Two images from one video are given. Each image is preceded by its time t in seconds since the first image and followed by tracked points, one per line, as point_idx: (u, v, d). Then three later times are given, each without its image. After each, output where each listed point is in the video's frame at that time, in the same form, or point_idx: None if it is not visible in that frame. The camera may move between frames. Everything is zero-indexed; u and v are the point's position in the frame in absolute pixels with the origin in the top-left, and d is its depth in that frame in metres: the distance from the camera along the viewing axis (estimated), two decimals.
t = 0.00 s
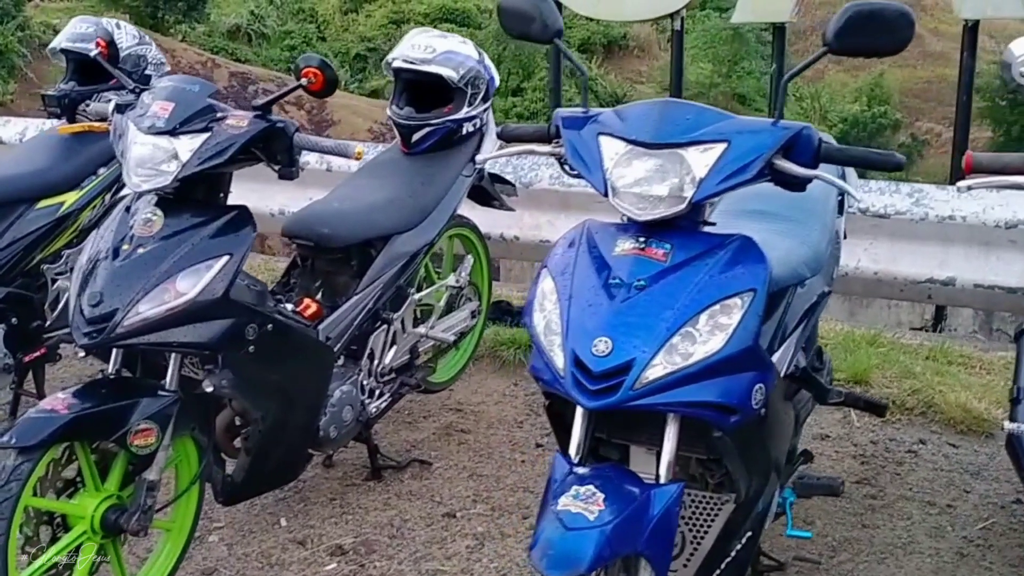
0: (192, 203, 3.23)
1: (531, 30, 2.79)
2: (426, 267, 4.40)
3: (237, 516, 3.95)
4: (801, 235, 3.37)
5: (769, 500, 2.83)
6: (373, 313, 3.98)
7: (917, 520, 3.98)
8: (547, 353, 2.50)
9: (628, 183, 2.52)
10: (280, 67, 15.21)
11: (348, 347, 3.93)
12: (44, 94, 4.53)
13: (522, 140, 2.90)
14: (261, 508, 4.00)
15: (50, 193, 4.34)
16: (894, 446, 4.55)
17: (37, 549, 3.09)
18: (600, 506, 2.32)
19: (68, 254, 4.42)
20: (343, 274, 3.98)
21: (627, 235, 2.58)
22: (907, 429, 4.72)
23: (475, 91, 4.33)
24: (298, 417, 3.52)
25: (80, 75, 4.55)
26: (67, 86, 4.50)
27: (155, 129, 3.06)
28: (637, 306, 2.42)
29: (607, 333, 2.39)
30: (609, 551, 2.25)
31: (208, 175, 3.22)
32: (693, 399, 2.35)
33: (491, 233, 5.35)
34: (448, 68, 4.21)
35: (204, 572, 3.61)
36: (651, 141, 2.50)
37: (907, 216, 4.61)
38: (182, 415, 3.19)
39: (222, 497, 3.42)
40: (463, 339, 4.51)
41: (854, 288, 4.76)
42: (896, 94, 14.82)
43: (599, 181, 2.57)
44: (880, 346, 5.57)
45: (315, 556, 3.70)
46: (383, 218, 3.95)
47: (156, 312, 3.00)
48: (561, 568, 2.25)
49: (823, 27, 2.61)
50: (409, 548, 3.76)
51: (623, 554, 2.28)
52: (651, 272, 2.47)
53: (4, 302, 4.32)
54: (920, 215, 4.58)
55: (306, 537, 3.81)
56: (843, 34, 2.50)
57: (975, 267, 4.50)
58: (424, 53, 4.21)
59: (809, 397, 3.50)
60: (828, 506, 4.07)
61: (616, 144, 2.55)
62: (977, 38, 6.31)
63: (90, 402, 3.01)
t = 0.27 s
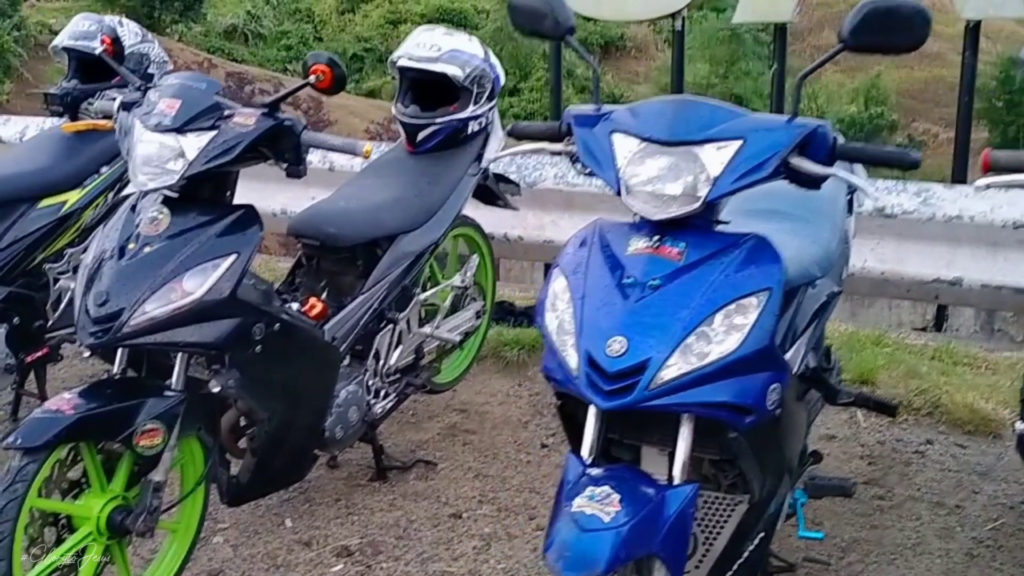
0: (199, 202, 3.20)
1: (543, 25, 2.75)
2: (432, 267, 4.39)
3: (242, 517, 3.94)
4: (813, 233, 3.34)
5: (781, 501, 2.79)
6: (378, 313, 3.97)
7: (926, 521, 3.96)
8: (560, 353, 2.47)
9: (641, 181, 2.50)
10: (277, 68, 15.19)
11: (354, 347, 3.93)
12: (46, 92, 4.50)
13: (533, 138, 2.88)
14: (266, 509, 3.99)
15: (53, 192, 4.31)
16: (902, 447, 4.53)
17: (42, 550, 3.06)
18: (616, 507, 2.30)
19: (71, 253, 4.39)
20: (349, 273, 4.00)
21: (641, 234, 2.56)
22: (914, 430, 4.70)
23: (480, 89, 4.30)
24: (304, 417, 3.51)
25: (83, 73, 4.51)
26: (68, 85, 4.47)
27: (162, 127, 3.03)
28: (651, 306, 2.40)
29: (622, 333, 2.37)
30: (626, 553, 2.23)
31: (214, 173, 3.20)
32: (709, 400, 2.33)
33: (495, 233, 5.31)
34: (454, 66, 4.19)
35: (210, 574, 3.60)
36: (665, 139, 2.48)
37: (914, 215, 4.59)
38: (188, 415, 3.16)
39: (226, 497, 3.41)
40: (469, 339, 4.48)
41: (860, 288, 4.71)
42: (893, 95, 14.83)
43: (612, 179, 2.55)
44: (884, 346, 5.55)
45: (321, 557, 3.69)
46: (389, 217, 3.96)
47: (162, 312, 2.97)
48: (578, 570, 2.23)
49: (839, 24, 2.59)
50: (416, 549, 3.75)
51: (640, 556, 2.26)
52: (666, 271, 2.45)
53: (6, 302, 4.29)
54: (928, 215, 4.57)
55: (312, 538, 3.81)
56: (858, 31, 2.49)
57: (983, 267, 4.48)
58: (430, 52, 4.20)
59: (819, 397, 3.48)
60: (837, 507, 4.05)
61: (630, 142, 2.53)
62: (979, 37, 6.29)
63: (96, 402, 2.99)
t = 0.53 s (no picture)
0: (208, 199, 3.18)
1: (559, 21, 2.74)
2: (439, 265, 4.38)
3: (249, 516, 3.94)
4: (828, 231, 3.32)
5: (798, 501, 2.76)
6: (387, 311, 3.95)
7: (938, 520, 3.94)
8: (576, 350, 2.44)
9: (658, 177, 2.47)
10: (276, 66, 15.15)
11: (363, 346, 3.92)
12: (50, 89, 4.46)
13: (548, 134, 2.85)
14: (274, 508, 3.99)
15: (59, 190, 4.28)
16: (911, 446, 4.51)
17: (51, 550, 3.03)
18: (636, 506, 2.28)
19: (76, 251, 4.35)
20: (358, 272, 3.99)
21: (658, 231, 2.53)
22: (923, 428, 4.68)
23: (488, 86, 4.28)
24: (315, 414, 3.52)
25: (87, 70, 4.49)
26: (73, 82, 4.43)
27: (172, 123, 3.00)
28: (670, 303, 2.37)
29: (641, 330, 2.34)
30: (646, 553, 2.22)
31: (224, 170, 3.17)
32: (729, 398, 2.30)
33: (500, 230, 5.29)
34: (462, 62, 4.17)
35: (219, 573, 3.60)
36: (682, 135, 2.46)
37: (924, 212, 4.56)
38: (197, 414, 3.14)
39: (235, 495, 3.42)
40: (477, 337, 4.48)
41: (869, 286, 4.69)
42: (891, 94, 14.85)
43: (629, 175, 2.52)
44: (891, 344, 5.52)
45: (330, 556, 3.69)
46: (398, 215, 3.95)
47: (172, 309, 2.94)
48: (598, 570, 2.21)
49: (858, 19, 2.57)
50: (425, 549, 3.75)
51: (660, 556, 2.25)
52: (684, 268, 2.42)
53: (11, 301, 4.27)
54: (938, 212, 4.54)
55: (321, 537, 3.80)
56: (878, 25, 2.46)
57: (994, 264, 4.46)
58: (438, 48, 4.18)
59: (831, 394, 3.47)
60: (848, 506, 4.03)
61: (647, 137, 2.50)
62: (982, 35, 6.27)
63: (105, 401, 2.96)
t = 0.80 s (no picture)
0: (224, 196, 3.14)
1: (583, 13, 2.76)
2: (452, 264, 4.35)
3: (262, 517, 3.91)
4: (852, 231, 3.27)
5: (822, 504, 2.72)
6: (401, 311, 3.93)
7: (957, 521, 3.90)
8: (603, 350, 2.40)
9: (685, 173, 2.44)
10: (276, 66, 15.09)
11: (377, 345, 3.90)
12: (59, 86, 4.42)
13: (571, 129, 2.81)
14: (286, 509, 3.96)
15: (68, 188, 4.25)
16: (928, 446, 4.47)
17: (65, 552, 2.99)
18: (666, 509, 2.25)
19: (85, 249, 4.31)
20: (372, 270, 3.96)
21: (685, 228, 2.49)
22: (939, 428, 4.64)
23: (503, 83, 4.24)
24: (329, 414, 3.48)
25: (97, 67, 4.45)
26: (82, 79, 4.39)
27: (188, 119, 2.96)
28: (700, 302, 2.33)
29: (670, 330, 2.30)
30: (677, 556, 2.19)
31: (240, 167, 3.13)
32: (760, 399, 2.26)
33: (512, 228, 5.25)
34: (476, 59, 4.12)
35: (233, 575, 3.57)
36: (711, 130, 2.42)
37: (940, 211, 4.53)
38: (213, 415, 3.10)
39: (248, 497, 3.40)
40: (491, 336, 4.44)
41: (884, 285, 4.66)
42: (892, 93, 14.82)
43: (655, 172, 2.48)
44: (903, 343, 5.49)
45: (345, 558, 3.66)
46: (411, 213, 3.92)
47: (189, 308, 2.91)
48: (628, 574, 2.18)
49: (890, 13, 2.58)
50: (441, 550, 3.72)
51: (691, 559, 2.22)
52: (713, 266, 2.39)
53: (20, 300, 4.23)
54: (954, 210, 4.50)
55: (334, 539, 3.77)
56: (910, 18, 2.48)
57: (1011, 262, 4.42)
58: (451, 45, 4.13)
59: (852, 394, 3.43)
60: (866, 507, 3.99)
61: (674, 133, 2.46)
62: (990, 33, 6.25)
63: (121, 401, 2.92)
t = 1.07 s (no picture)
0: (237, 195, 3.10)
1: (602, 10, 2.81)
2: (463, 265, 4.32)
3: (272, 521, 3.88)
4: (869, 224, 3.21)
5: (844, 509, 2.68)
6: (412, 312, 3.90)
7: (974, 524, 3.86)
8: (625, 352, 2.36)
9: (708, 173, 2.40)
10: (277, 65, 15.02)
11: (387, 346, 3.87)
12: (66, 84, 4.37)
13: (588, 129, 2.77)
14: (296, 512, 3.93)
15: (75, 187, 4.20)
16: (941, 448, 4.44)
17: (75, 557, 2.96)
18: (692, 515, 2.24)
19: (92, 250, 4.26)
20: (383, 271, 3.92)
21: (708, 229, 2.46)
22: (953, 430, 4.60)
23: (514, 81, 4.20)
24: (341, 416, 3.45)
25: (104, 66, 4.40)
26: (89, 77, 4.34)
27: (200, 117, 2.92)
28: (724, 304, 2.29)
29: (694, 332, 2.26)
30: (704, 564, 2.18)
31: (253, 166, 3.09)
32: (786, 402, 2.22)
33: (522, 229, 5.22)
34: (487, 58, 4.09)
35: None
36: (735, 129, 2.38)
37: (955, 211, 4.47)
38: (225, 417, 3.07)
39: (258, 499, 3.37)
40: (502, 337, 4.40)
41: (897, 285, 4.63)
42: (893, 93, 14.78)
43: (677, 171, 2.44)
44: (913, 343, 5.46)
45: (356, 562, 3.63)
46: (422, 213, 3.88)
47: (201, 309, 2.87)
48: None
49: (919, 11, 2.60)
50: (453, 553, 3.68)
51: (718, 565, 2.21)
52: (737, 268, 2.35)
53: (26, 300, 4.18)
54: (969, 211, 4.45)
55: (345, 542, 3.74)
56: (939, 14, 2.49)
57: None
58: (462, 43, 4.09)
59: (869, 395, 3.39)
60: (881, 510, 3.95)
61: (697, 131, 2.42)
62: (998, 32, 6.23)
63: (133, 403, 2.89)
